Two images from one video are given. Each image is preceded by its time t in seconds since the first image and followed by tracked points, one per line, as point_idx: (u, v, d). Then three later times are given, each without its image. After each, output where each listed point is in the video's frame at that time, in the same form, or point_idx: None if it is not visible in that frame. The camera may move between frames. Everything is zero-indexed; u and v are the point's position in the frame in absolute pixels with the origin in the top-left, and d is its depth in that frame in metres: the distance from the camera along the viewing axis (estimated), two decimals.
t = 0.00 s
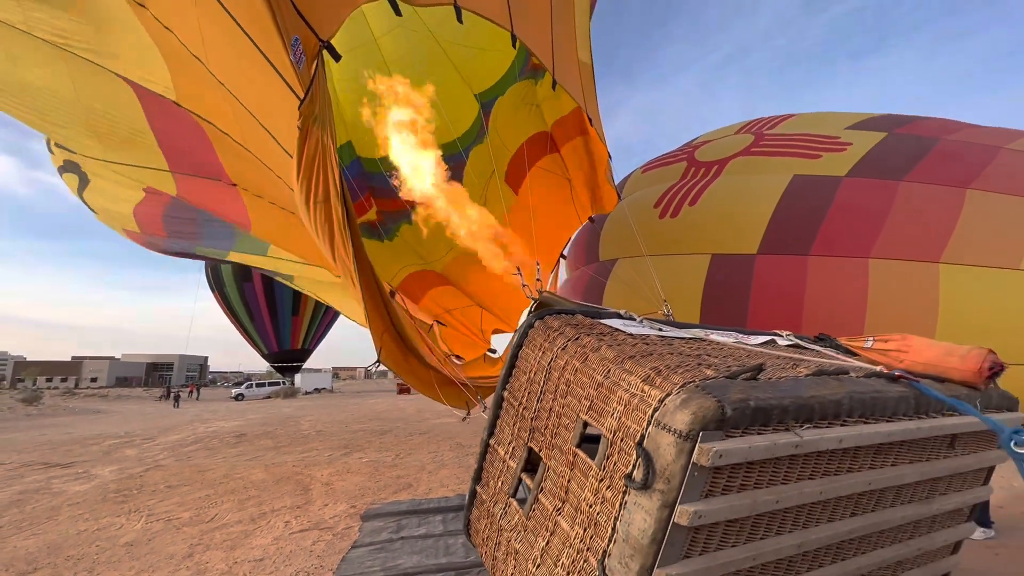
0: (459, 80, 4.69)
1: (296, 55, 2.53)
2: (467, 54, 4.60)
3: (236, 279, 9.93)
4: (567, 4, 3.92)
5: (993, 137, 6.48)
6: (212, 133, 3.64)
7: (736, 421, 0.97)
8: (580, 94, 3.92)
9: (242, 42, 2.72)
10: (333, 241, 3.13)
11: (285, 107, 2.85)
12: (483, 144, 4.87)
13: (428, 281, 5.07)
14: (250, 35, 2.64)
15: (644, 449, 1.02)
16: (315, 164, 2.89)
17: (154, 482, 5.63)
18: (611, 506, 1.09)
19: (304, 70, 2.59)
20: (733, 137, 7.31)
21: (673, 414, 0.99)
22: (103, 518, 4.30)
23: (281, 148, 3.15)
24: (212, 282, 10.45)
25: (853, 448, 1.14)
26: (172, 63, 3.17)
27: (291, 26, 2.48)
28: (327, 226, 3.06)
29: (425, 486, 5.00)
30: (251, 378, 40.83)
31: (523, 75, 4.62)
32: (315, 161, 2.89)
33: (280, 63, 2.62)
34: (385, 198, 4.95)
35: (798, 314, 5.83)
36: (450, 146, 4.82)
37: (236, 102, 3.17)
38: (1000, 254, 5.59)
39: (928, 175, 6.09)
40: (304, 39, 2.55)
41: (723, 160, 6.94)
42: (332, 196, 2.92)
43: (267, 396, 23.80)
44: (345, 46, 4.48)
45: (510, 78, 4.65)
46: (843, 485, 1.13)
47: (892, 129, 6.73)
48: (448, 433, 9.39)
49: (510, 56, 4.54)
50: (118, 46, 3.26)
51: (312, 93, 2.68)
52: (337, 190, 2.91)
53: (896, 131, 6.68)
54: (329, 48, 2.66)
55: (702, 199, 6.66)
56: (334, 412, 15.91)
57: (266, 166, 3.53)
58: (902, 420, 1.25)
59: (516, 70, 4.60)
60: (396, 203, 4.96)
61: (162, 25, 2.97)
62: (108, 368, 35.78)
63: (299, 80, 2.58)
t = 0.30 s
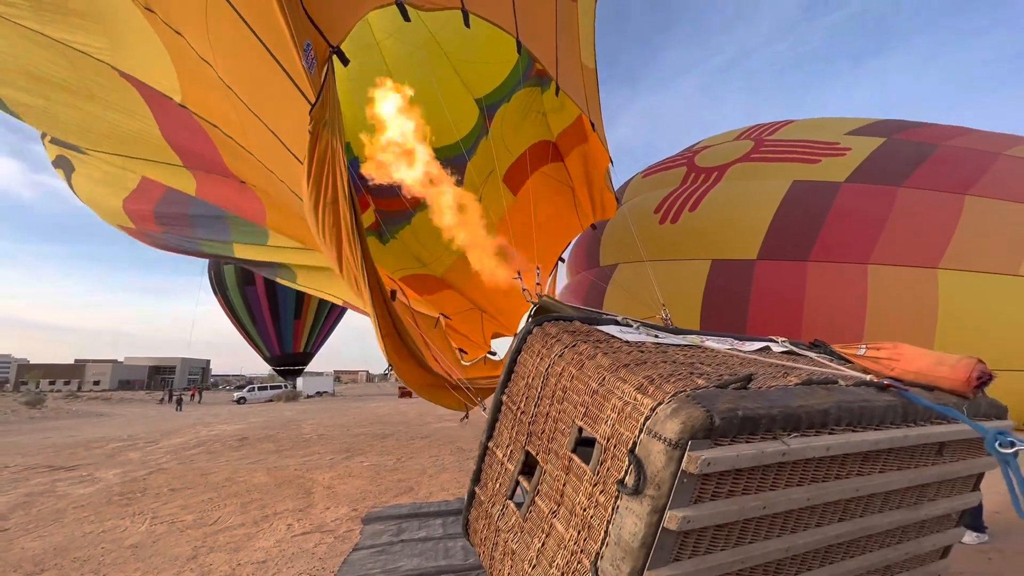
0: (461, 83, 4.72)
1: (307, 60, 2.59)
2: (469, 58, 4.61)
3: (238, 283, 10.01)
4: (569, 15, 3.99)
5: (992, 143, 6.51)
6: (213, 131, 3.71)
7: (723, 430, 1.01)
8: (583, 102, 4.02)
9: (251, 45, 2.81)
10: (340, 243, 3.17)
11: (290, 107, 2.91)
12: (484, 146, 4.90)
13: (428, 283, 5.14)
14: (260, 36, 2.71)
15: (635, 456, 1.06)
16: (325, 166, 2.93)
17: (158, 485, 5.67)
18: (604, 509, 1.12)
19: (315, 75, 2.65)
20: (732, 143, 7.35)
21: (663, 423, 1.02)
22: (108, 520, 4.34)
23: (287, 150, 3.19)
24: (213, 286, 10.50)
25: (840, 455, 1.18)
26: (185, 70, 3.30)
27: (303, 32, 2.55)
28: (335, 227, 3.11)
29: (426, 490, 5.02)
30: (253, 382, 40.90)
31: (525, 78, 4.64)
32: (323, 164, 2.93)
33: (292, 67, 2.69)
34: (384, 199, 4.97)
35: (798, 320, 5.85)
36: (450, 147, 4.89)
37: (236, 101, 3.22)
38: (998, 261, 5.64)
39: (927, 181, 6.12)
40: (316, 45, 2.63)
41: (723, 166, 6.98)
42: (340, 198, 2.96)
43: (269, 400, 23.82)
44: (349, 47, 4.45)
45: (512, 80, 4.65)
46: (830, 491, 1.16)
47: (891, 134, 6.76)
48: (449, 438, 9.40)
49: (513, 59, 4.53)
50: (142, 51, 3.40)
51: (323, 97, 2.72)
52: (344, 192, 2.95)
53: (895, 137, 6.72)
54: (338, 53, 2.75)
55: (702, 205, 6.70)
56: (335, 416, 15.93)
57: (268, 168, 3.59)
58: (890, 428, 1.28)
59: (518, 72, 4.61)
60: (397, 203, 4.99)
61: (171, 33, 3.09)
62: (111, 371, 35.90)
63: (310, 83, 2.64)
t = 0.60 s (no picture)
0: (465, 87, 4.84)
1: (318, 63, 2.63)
2: (473, 61, 4.72)
3: (239, 287, 10.10)
4: (571, 25, 4.07)
5: (990, 150, 6.55)
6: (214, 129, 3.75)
7: (722, 441, 1.04)
8: (586, 106, 4.06)
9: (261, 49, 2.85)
10: (346, 244, 3.22)
11: (298, 109, 2.96)
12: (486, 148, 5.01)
13: (427, 285, 5.08)
14: (270, 38, 2.77)
15: (635, 465, 1.09)
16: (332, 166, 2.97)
17: (160, 490, 5.69)
18: (604, 515, 1.15)
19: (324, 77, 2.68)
20: (731, 149, 7.40)
21: (664, 433, 1.05)
22: (112, 525, 4.37)
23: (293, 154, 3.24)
24: (216, 291, 10.58)
25: (836, 465, 1.21)
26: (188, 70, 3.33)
27: (314, 36, 2.58)
28: (342, 227, 3.15)
29: (426, 495, 5.04)
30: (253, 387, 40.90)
31: (528, 82, 4.75)
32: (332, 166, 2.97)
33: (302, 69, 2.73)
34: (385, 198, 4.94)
35: (798, 326, 5.88)
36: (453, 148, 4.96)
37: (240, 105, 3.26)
38: (992, 268, 5.74)
39: (925, 188, 6.16)
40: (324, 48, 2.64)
41: (722, 172, 7.02)
42: (348, 199, 3.00)
43: (269, 405, 23.81)
44: (354, 51, 4.44)
45: (516, 83, 4.77)
46: (825, 500, 1.20)
47: (889, 141, 6.80)
48: (449, 442, 9.43)
49: (516, 63, 4.64)
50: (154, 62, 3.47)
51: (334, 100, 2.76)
52: (352, 193, 2.99)
53: (893, 144, 6.76)
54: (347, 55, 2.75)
55: (702, 211, 6.72)
56: (336, 420, 15.93)
57: (273, 173, 3.65)
58: (885, 439, 1.31)
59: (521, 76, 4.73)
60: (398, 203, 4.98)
61: (174, 37, 3.11)
62: (112, 375, 35.93)
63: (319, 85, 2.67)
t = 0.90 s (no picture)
0: (470, 90, 4.92)
1: (327, 65, 2.68)
2: (479, 62, 4.76)
3: (239, 293, 10.13)
4: (573, 36, 4.14)
5: (986, 158, 6.59)
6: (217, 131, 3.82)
7: (724, 455, 1.06)
8: (588, 112, 4.11)
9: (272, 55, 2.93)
10: (348, 246, 3.25)
11: (306, 113, 3.03)
12: (495, 150, 5.13)
13: (428, 283, 5.22)
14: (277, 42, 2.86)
15: (637, 476, 1.12)
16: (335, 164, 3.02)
17: (161, 496, 5.70)
18: (605, 523, 1.18)
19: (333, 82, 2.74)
20: (729, 157, 7.44)
21: (666, 447, 1.07)
22: (113, 530, 4.38)
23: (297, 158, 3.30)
24: (216, 296, 10.61)
25: (834, 477, 1.23)
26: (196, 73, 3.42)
27: (324, 38, 2.62)
28: (345, 228, 3.19)
29: (426, 501, 5.05)
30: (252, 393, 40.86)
31: (529, 87, 4.77)
32: (336, 168, 3.03)
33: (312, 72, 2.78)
34: (390, 199, 5.16)
35: (797, 332, 5.90)
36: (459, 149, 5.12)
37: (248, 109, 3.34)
38: (990, 275, 5.78)
39: (922, 195, 6.20)
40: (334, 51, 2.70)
41: (720, 180, 7.07)
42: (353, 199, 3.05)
43: (268, 411, 23.78)
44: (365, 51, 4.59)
45: (518, 88, 4.80)
46: (823, 510, 1.23)
47: (886, 148, 6.85)
48: (449, 449, 9.42)
49: (518, 68, 4.66)
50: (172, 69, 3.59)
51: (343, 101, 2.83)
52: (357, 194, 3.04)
53: (890, 151, 6.81)
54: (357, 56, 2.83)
55: (700, 218, 6.76)
56: (335, 426, 15.91)
57: (276, 178, 3.71)
58: (883, 450, 1.34)
59: (523, 81, 4.75)
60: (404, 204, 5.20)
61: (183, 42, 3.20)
62: (111, 381, 35.91)
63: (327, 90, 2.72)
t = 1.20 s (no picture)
0: (471, 94, 4.98)
1: (332, 72, 2.85)
2: (482, 65, 4.82)
3: (239, 300, 10.15)
4: (573, 47, 4.20)
5: (982, 165, 6.64)
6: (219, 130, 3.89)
7: (720, 465, 1.07)
8: (590, 119, 4.15)
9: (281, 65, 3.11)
10: (349, 253, 3.28)
11: (311, 117, 3.17)
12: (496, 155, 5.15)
13: (428, 286, 5.26)
14: (284, 49, 3.04)
15: (634, 485, 1.13)
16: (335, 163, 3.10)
17: (159, 504, 5.67)
18: (602, 531, 1.19)
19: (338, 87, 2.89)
20: (726, 165, 7.49)
21: (662, 456, 1.09)
22: (111, 539, 4.36)
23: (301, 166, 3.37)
24: (216, 304, 10.63)
25: (829, 486, 1.24)
26: (209, 78, 3.56)
27: (329, 44, 2.80)
28: (345, 232, 3.22)
29: (425, 509, 5.03)
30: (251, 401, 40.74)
31: (530, 92, 4.83)
32: (337, 171, 3.11)
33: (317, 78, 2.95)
34: (392, 202, 5.17)
35: (796, 340, 5.91)
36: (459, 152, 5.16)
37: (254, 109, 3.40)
38: (987, 283, 5.80)
39: (919, 203, 6.24)
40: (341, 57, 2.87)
41: (717, 187, 7.11)
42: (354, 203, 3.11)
43: (267, 419, 23.71)
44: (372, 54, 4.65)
45: (518, 93, 4.88)
46: (819, 519, 1.24)
47: (883, 156, 6.91)
48: (449, 457, 9.38)
49: (518, 73, 4.75)
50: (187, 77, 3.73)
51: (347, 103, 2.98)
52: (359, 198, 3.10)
53: (887, 159, 6.86)
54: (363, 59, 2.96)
55: (698, 226, 6.77)
56: (334, 434, 15.85)
57: (278, 184, 3.77)
58: (880, 459, 1.35)
59: (523, 86, 4.82)
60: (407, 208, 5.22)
61: (195, 50, 3.37)
62: (110, 389, 35.83)
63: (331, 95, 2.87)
